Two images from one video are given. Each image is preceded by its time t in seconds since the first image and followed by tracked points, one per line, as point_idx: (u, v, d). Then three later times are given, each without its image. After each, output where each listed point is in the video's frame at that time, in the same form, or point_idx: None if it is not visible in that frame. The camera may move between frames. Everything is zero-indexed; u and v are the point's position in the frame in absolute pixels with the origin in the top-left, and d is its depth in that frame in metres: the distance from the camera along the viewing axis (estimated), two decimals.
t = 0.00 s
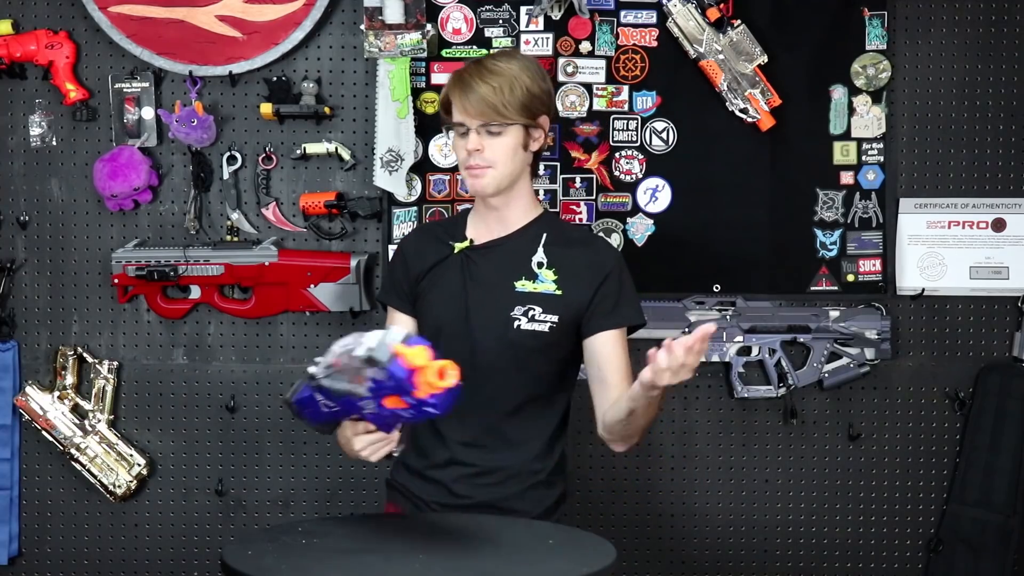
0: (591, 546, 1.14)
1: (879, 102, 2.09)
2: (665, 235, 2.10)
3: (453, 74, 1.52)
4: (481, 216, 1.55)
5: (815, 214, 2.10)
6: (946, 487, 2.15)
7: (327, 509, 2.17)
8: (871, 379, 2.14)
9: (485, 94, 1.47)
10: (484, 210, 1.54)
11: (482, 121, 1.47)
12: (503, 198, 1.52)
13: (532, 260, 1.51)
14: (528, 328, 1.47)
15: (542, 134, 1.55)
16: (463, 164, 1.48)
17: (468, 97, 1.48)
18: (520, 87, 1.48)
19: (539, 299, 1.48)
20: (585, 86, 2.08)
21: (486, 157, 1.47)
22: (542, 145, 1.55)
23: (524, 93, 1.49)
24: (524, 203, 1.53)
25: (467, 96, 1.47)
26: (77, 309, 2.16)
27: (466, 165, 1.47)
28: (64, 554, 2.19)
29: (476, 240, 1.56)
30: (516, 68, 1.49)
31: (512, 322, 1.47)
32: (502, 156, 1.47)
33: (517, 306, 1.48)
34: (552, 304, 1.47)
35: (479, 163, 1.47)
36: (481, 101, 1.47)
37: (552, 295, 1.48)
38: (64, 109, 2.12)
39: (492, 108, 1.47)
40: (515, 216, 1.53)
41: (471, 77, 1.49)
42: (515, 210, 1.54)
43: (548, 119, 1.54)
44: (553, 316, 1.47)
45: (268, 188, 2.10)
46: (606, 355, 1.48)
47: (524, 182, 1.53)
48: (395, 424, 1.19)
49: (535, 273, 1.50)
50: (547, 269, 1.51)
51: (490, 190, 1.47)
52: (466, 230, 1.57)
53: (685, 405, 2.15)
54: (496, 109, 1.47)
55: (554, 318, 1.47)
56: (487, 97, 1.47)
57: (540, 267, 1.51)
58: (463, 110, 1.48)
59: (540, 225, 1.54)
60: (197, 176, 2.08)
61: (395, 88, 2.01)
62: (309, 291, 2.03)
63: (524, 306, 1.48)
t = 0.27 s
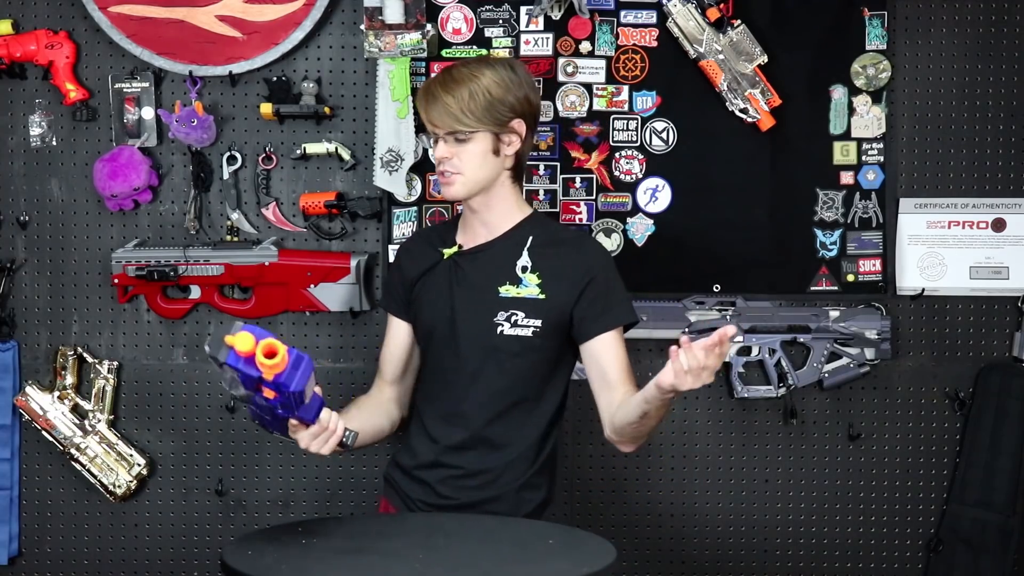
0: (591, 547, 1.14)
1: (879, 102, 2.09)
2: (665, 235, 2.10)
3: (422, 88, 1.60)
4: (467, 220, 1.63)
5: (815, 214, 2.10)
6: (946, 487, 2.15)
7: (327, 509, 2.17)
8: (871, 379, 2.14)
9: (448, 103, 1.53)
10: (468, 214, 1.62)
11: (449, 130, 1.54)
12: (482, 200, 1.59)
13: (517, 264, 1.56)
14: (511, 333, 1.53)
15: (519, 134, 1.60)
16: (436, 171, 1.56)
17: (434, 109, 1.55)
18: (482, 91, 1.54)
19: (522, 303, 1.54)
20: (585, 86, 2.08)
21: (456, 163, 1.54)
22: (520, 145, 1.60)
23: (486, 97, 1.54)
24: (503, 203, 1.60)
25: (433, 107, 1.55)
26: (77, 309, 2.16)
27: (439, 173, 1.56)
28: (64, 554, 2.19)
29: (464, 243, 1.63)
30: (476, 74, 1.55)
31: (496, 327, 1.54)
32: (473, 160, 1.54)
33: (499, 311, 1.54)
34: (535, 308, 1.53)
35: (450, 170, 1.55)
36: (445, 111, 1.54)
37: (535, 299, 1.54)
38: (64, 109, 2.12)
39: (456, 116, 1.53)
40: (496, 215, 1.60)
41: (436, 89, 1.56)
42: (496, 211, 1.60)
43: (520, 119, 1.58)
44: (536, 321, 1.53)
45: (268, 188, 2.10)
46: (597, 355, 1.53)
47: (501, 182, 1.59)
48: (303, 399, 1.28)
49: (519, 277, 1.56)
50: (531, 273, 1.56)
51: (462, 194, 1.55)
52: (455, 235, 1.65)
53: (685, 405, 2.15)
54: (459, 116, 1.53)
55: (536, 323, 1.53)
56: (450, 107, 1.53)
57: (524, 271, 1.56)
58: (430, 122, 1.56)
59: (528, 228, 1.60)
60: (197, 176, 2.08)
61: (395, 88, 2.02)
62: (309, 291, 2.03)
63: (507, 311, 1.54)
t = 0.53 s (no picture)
0: (591, 546, 1.14)
1: (879, 102, 2.09)
2: (664, 235, 2.10)
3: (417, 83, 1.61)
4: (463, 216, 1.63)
5: (815, 214, 2.10)
6: (946, 487, 2.15)
7: (327, 509, 2.17)
8: (871, 379, 2.14)
9: (439, 97, 1.53)
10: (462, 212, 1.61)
11: (440, 125, 1.54)
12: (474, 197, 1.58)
13: (509, 261, 1.54)
14: (502, 330, 1.51)
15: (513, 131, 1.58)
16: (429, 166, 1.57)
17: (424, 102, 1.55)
18: (472, 86, 1.53)
19: (512, 300, 1.51)
20: (585, 86, 2.08)
21: (446, 158, 1.54)
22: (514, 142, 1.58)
23: (478, 92, 1.53)
24: (496, 202, 1.58)
25: (425, 100, 1.54)
26: (77, 309, 2.16)
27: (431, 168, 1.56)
28: (64, 554, 2.19)
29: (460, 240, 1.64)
30: (468, 70, 1.54)
31: (487, 324, 1.52)
32: (462, 156, 1.53)
33: (491, 308, 1.52)
34: (526, 304, 1.51)
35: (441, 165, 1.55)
36: (434, 105, 1.53)
37: (524, 295, 1.51)
38: (64, 110, 2.12)
39: (445, 111, 1.52)
40: (488, 213, 1.58)
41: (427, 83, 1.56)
42: (488, 208, 1.58)
43: (512, 116, 1.57)
44: (526, 317, 1.51)
45: (268, 188, 2.10)
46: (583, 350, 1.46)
47: (493, 179, 1.58)
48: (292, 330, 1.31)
49: (509, 273, 1.53)
50: (523, 269, 1.53)
51: (452, 190, 1.54)
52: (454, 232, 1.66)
53: (684, 405, 2.15)
54: (450, 110, 1.52)
55: (527, 319, 1.51)
56: (440, 101, 1.53)
57: (516, 267, 1.53)
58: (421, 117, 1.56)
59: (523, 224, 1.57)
60: (197, 176, 2.08)
61: (395, 88, 2.02)
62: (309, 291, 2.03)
63: (497, 308, 1.52)
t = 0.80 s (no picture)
0: (591, 546, 1.14)
1: (879, 102, 2.09)
2: (664, 235, 2.10)
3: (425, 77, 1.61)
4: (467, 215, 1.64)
5: (815, 214, 2.10)
6: (946, 487, 2.15)
7: (327, 509, 2.17)
8: (871, 379, 2.14)
9: (449, 92, 1.55)
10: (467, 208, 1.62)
11: (450, 120, 1.55)
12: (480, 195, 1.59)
13: (513, 257, 1.56)
14: (508, 326, 1.54)
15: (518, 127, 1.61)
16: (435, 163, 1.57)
17: (435, 97, 1.56)
18: (484, 83, 1.55)
19: (518, 295, 1.54)
20: (585, 86, 2.08)
21: (456, 153, 1.55)
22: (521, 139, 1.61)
23: (488, 88, 1.55)
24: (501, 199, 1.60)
25: (435, 96, 1.56)
26: (77, 309, 2.16)
27: (437, 164, 1.57)
28: (64, 554, 2.19)
29: (463, 239, 1.64)
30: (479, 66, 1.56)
31: (493, 319, 1.54)
32: (471, 152, 1.54)
33: (496, 304, 1.54)
34: (531, 299, 1.54)
35: (448, 161, 1.56)
36: (446, 101, 1.55)
37: (529, 290, 1.54)
38: (64, 110, 2.12)
39: (456, 106, 1.54)
40: (494, 209, 1.60)
41: (437, 78, 1.57)
42: (494, 204, 1.60)
43: (520, 113, 1.60)
44: (531, 312, 1.53)
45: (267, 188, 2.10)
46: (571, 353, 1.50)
47: (500, 176, 1.60)
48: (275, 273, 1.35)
49: (514, 269, 1.56)
50: (527, 264, 1.56)
51: (461, 186, 1.55)
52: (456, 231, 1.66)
53: (684, 405, 2.15)
54: (460, 105, 1.54)
55: (532, 314, 1.54)
56: (452, 96, 1.54)
57: (520, 263, 1.56)
58: (431, 111, 1.57)
59: (528, 221, 1.59)
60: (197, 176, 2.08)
61: (395, 88, 2.01)
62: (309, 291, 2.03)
63: (503, 304, 1.54)
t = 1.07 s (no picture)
0: (591, 546, 1.14)
1: (879, 102, 2.09)
2: (665, 235, 2.10)
3: (448, 74, 1.60)
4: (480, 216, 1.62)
5: (815, 214, 2.10)
6: (946, 487, 2.15)
7: (327, 509, 2.17)
8: (871, 379, 2.14)
9: (481, 88, 1.54)
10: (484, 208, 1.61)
11: (478, 116, 1.54)
12: (501, 195, 1.58)
13: (528, 259, 1.56)
14: (522, 327, 1.53)
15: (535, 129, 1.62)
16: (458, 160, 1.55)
17: (464, 93, 1.55)
18: (514, 83, 1.56)
19: (533, 296, 1.54)
20: (585, 86, 2.08)
21: (482, 151, 1.53)
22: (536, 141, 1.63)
23: (518, 88, 1.56)
24: (519, 200, 1.60)
25: (464, 91, 1.55)
26: (77, 309, 2.16)
27: (461, 161, 1.54)
28: (64, 554, 2.19)
29: (476, 240, 1.63)
30: (509, 67, 1.57)
31: (507, 321, 1.54)
32: (498, 150, 1.53)
33: (510, 305, 1.54)
34: (546, 301, 1.53)
35: (473, 159, 1.54)
36: (477, 97, 1.54)
37: (545, 292, 1.54)
38: (64, 109, 2.12)
39: (487, 103, 1.54)
40: (513, 209, 1.59)
41: (465, 75, 1.57)
42: (513, 204, 1.59)
43: (540, 116, 1.62)
44: (547, 313, 1.53)
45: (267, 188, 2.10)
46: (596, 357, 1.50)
47: (518, 176, 1.59)
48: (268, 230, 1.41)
49: (529, 271, 1.55)
50: (542, 266, 1.55)
51: (486, 184, 1.54)
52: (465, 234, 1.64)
53: (684, 405, 2.15)
54: (492, 102, 1.54)
55: (547, 315, 1.53)
56: (483, 93, 1.54)
57: (535, 265, 1.56)
58: (458, 107, 1.55)
59: (541, 222, 1.59)
60: (196, 176, 2.08)
61: (395, 88, 2.01)
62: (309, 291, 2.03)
63: (517, 305, 1.54)
